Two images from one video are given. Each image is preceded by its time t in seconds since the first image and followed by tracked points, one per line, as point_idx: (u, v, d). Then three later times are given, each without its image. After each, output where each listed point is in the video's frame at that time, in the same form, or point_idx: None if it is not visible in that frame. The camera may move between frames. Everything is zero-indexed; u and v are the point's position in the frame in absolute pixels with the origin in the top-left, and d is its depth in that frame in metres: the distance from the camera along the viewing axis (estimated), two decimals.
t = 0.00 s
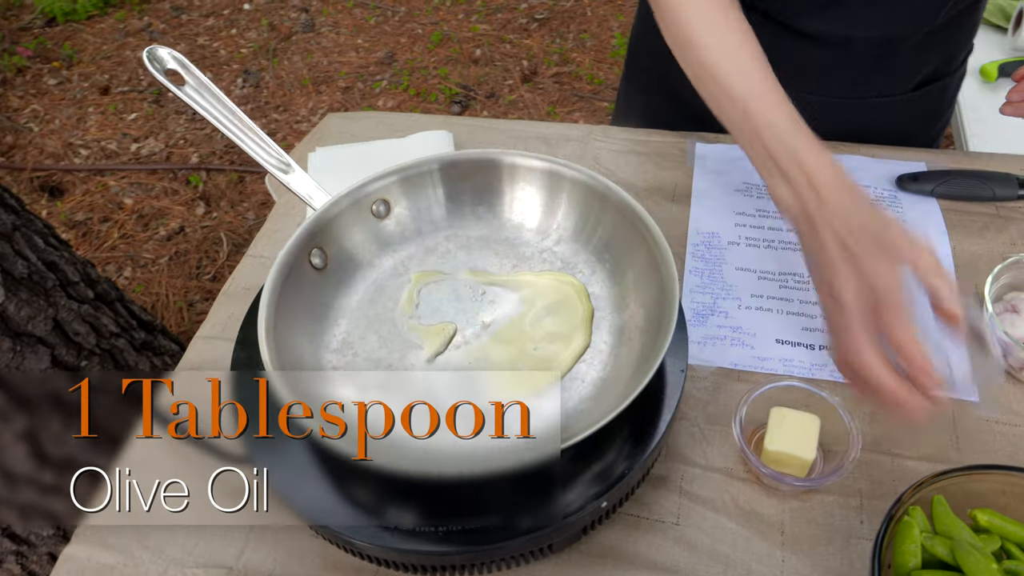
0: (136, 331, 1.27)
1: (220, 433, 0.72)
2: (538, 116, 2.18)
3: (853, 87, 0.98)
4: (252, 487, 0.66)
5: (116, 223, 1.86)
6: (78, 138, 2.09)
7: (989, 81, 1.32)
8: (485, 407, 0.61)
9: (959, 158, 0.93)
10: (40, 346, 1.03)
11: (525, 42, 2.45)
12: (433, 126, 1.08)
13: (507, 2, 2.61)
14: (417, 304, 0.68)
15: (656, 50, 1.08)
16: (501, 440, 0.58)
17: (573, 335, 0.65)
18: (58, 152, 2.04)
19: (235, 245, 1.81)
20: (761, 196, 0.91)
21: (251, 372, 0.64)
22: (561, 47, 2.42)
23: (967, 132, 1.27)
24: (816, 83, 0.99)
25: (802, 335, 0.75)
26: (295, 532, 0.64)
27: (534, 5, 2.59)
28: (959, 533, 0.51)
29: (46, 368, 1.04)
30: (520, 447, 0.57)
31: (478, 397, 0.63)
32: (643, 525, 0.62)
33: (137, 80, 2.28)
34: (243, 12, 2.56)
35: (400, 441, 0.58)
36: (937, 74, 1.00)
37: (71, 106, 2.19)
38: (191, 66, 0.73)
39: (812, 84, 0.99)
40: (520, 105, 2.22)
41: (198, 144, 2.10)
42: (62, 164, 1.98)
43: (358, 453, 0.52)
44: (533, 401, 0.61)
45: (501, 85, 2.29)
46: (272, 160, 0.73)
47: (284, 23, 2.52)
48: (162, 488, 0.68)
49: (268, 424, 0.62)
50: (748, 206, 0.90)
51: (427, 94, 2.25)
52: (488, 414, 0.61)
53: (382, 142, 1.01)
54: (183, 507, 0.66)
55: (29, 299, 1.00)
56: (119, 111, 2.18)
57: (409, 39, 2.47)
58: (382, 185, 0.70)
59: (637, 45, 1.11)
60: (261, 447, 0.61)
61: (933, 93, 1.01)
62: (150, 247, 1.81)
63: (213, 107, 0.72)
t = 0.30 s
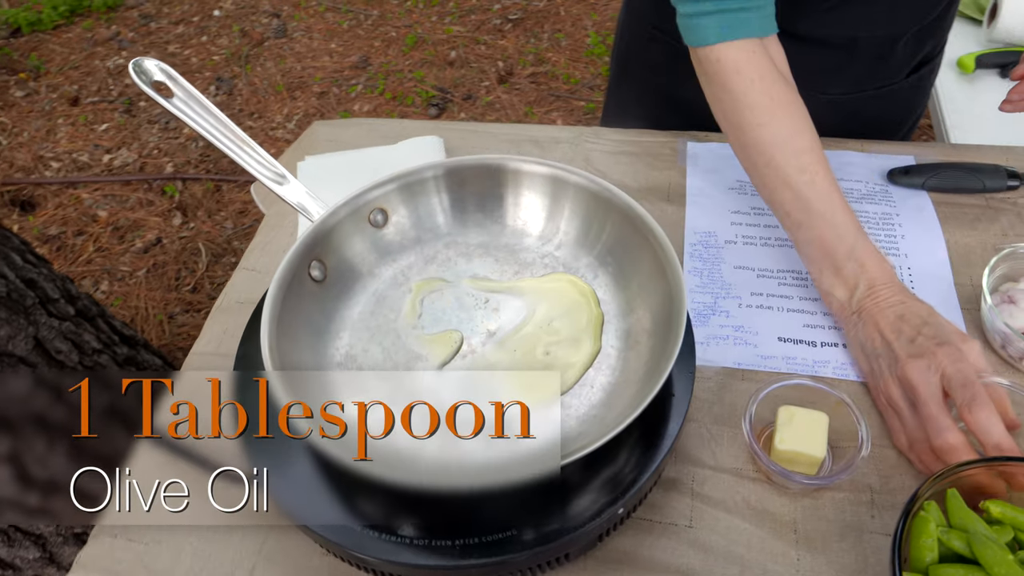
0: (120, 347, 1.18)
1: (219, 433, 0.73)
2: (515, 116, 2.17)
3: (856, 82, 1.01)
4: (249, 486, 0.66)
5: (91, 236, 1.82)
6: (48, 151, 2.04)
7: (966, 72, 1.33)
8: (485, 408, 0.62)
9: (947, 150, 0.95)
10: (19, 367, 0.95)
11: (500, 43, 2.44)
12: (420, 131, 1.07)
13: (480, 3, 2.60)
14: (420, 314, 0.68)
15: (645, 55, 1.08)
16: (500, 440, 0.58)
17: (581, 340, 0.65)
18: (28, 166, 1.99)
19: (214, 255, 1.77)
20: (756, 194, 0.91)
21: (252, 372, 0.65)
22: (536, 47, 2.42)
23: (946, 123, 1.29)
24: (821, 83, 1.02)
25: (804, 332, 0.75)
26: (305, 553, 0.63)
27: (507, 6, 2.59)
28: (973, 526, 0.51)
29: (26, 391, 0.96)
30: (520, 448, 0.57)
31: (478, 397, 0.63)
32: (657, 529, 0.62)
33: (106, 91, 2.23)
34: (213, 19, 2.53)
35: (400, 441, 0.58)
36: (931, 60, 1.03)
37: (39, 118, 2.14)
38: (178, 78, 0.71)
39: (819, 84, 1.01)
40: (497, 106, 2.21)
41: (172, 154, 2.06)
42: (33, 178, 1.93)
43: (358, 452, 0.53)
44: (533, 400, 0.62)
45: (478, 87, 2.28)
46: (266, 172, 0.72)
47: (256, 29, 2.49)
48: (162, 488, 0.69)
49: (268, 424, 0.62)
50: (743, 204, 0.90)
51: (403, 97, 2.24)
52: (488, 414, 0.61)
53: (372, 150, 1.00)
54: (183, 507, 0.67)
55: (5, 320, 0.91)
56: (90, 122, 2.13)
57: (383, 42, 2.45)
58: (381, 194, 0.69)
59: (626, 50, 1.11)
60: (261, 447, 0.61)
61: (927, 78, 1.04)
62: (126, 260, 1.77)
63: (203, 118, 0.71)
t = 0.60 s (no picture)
0: (106, 361, 1.12)
1: (220, 433, 0.73)
2: (495, 119, 2.17)
3: (844, 89, 1.02)
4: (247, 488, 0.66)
5: (68, 250, 1.78)
6: (21, 164, 2.00)
7: (944, 68, 1.35)
8: (485, 407, 0.62)
9: (935, 147, 0.96)
10: None
11: (477, 45, 2.44)
12: (409, 138, 1.06)
13: (456, 6, 2.60)
14: (420, 324, 0.68)
15: (632, 57, 1.08)
16: (500, 440, 0.60)
17: (583, 344, 0.66)
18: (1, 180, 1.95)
19: (196, 266, 1.75)
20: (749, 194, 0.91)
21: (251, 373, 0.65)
22: (513, 50, 2.42)
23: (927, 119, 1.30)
24: (809, 90, 1.03)
25: (801, 332, 0.76)
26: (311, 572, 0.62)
27: (483, 8, 2.58)
28: (980, 521, 0.51)
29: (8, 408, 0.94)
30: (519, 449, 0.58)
31: (478, 397, 0.63)
32: (665, 534, 0.61)
33: (80, 102, 2.20)
34: (187, 27, 2.49)
35: (400, 441, 0.60)
36: (915, 65, 1.04)
37: (11, 131, 2.09)
38: (166, 91, 0.70)
39: (806, 91, 1.02)
40: (476, 109, 2.21)
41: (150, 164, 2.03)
42: (8, 192, 1.89)
43: (358, 453, 0.56)
44: (533, 401, 0.62)
45: (456, 90, 2.27)
46: (261, 186, 0.71)
47: (230, 36, 2.46)
48: (162, 488, 0.68)
49: (268, 424, 0.62)
50: (736, 204, 0.90)
51: (382, 102, 2.23)
52: (488, 414, 0.62)
53: (361, 159, 0.99)
54: (183, 507, 0.67)
55: None
56: (64, 134, 2.10)
57: (360, 47, 2.44)
58: (376, 204, 0.68)
59: (612, 53, 1.11)
60: (260, 447, 0.61)
61: (913, 83, 1.06)
62: (106, 272, 1.74)
63: (193, 131, 0.69)
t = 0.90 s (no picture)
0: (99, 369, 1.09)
1: (220, 433, 0.73)
2: (485, 121, 2.17)
3: (835, 94, 1.03)
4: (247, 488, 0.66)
5: (57, 255, 1.76)
6: (7, 168, 1.97)
7: (935, 68, 1.36)
8: (485, 407, 0.62)
9: (930, 149, 0.96)
10: None
11: (466, 47, 2.44)
12: (406, 142, 1.06)
13: (445, 8, 2.60)
14: (422, 329, 0.68)
15: (626, 58, 1.08)
16: (500, 440, 0.60)
17: (588, 347, 0.66)
18: None
19: (187, 270, 1.73)
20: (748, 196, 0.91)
21: (252, 374, 0.65)
22: (502, 51, 2.42)
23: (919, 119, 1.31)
24: (800, 94, 1.03)
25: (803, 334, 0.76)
26: None
27: (472, 10, 2.58)
28: (986, 523, 0.51)
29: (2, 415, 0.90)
30: (519, 450, 0.58)
31: (479, 397, 0.64)
32: (671, 538, 0.61)
33: (66, 106, 2.17)
34: (174, 30, 2.48)
35: (399, 440, 0.60)
36: (907, 72, 1.05)
37: None
38: (163, 96, 0.69)
39: (798, 95, 1.03)
40: (467, 111, 2.20)
41: (138, 168, 2.01)
42: None
43: (358, 453, 0.57)
44: (534, 401, 0.62)
45: (446, 92, 2.26)
46: (261, 192, 0.70)
47: (218, 39, 2.45)
48: (162, 488, 0.68)
49: (268, 424, 0.62)
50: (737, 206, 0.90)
51: (372, 104, 2.22)
52: (488, 414, 0.62)
53: (357, 163, 0.98)
54: (183, 507, 0.67)
55: None
56: (51, 138, 2.07)
57: (349, 49, 2.43)
58: (378, 209, 0.68)
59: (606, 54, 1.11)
60: (259, 446, 0.61)
61: (904, 91, 1.06)
62: (95, 277, 1.72)
63: (190, 136, 0.69)
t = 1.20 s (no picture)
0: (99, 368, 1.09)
1: (220, 433, 0.73)
2: (484, 120, 2.16)
3: (835, 96, 1.03)
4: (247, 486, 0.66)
5: (55, 253, 1.76)
6: (4, 166, 1.97)
7: (937, 69, 1.36)
8: (485, 407, 0.63)
9: (934, 149, 0.96)
10: None
11: (466, 46, 2.43)
12: (409, 141, 1.06)
13: (444, 7, 2.60)
14: (431, 328, 0.68)
15: (628, 58, 1.08)
16: (500, 440, 0.60)
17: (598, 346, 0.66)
18: None
19: (186, 269, 1.73)
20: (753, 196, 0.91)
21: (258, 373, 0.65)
22: (501, 51, 2.42)
23: (921, 120, 1.31)
24: (802, 95, 1.03)
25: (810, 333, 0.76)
26: None
27: (471, 9, 2.58)
28: (997, 522, 0.51)
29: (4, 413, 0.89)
30: (519, 450, 0.58)
31: (479, 397, 0.64)
32: (680, 536, 0.61)
33: (64, 104, 2.17)
34: (172, 28, 2.47)
35: (399, 441, 0.60)
36: (909, 76, 1.05)
37: None
38: (171, 95, 0.69)
39: (800, 96, 1.03)
40: (466, 110, 2.20)
41: (137, 167, 2.00)
42: None
43: (358, 453, 0.56)
44: (541, 401, 0.62)
45: (446, 92, 2.26)
46: (269, 191, 0.70)
47: (216, 37, 2.44)
48: (162, 488, 0.68)
49: (268, 424, 0.62)
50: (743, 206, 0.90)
51: (371, 104, 2.22)
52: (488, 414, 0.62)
53: (362, 162, 0.98)
54: (183, 507, 0.66)
55: None
56: (49, 137, 2.07)
57: (348, 49, 2.43)
58: (385, 208, 0.68)
59: (608, 54, 1.11)
60: (259, 447, 0.61)
61: (906, 94, 1.06)
62: (94, 276, 1.71)
63: (197, 134, 0.69)
